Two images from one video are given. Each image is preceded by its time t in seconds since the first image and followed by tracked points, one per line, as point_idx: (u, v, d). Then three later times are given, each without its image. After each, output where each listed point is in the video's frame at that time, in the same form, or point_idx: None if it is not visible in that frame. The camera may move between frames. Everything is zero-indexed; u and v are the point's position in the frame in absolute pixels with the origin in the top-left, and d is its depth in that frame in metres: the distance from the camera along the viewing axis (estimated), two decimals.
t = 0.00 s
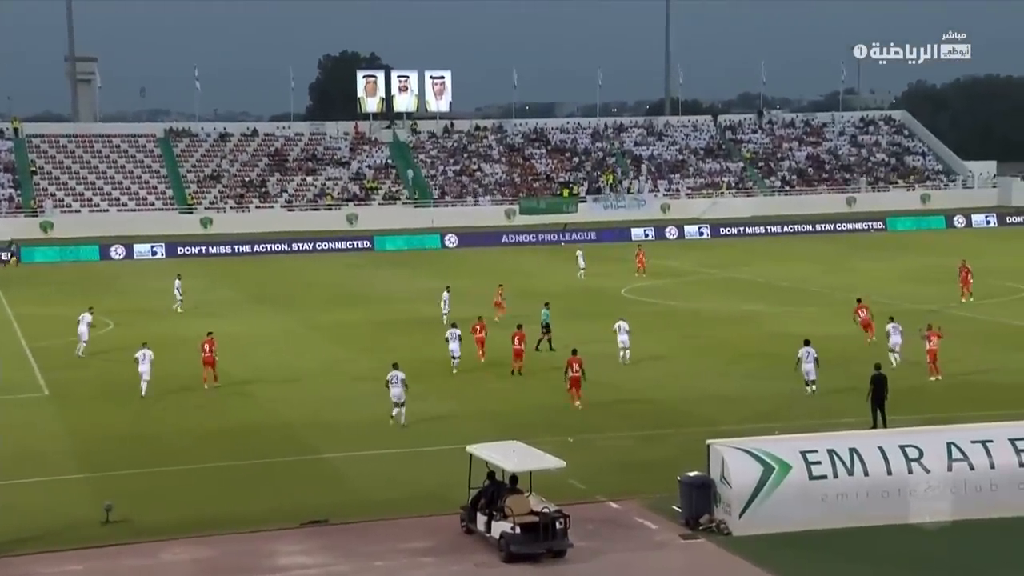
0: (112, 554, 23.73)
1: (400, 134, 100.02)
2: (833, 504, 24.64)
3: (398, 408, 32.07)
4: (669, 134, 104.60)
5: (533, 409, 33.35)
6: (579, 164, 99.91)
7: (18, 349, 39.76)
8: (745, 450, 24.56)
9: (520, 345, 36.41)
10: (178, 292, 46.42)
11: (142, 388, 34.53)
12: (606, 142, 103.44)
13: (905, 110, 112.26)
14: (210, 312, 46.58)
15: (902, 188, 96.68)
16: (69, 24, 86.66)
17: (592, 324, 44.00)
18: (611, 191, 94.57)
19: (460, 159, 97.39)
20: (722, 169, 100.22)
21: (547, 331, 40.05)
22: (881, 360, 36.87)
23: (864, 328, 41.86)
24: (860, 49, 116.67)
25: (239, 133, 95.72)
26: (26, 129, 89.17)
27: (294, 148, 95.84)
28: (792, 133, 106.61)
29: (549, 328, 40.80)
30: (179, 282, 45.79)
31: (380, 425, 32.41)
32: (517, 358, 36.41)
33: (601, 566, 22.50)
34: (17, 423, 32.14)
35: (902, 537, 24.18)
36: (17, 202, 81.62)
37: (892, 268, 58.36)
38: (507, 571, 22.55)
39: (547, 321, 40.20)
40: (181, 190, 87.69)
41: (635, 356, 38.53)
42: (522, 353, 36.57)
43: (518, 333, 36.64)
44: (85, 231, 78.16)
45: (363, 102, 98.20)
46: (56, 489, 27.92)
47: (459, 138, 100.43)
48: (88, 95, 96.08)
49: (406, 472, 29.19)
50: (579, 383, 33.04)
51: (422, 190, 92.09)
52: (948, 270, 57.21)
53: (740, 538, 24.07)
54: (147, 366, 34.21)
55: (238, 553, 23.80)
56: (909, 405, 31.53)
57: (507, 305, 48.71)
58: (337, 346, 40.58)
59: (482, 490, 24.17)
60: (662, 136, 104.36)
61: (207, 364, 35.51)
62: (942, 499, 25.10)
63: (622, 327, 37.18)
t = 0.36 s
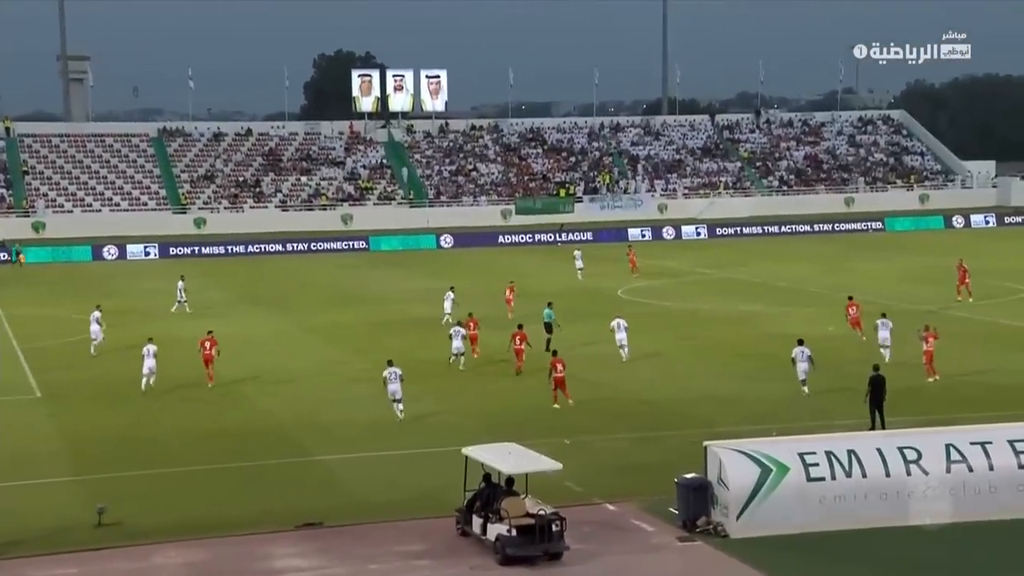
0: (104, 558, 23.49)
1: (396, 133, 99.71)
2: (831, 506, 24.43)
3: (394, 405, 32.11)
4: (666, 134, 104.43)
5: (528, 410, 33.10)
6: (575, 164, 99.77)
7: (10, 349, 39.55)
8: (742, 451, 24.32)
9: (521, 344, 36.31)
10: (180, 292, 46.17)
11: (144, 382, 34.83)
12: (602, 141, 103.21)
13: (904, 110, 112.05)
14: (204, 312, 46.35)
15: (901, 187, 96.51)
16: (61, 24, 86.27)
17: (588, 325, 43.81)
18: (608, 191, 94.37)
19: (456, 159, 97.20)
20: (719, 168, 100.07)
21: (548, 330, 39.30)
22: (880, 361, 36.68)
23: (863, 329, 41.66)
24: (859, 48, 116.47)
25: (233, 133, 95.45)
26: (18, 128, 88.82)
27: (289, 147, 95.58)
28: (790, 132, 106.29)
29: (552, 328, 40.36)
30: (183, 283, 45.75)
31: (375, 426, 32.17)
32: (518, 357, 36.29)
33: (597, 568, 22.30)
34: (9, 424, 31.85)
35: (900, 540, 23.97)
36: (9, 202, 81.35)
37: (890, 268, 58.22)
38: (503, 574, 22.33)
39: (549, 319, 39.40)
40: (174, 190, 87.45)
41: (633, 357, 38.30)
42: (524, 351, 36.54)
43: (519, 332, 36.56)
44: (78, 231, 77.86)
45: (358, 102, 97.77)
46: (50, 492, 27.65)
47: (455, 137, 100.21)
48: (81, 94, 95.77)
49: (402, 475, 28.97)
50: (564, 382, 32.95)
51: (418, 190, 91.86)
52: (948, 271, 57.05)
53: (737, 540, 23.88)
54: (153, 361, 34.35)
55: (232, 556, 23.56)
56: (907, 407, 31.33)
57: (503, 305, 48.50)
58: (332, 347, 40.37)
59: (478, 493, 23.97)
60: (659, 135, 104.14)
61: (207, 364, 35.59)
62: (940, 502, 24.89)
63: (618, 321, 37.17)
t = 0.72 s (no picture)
0: (95, 559, 23.24)
1: (390, 131, 99.40)
2: (828, 507, 24.24)
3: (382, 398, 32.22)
4: (662, 131, 104.25)
5: (523, 409, 32.83)
6: (571, 162, 99.54)
7: None
8: (739, 451, 24.11)
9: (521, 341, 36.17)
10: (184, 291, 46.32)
11: (153, 376, 35.44)
12: (598, 139, 102.98)
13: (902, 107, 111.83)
14: (194, 312, 46.01)
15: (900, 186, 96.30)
16: (51, 21, 85.84)
17: (583, 324, 43.60)
18: (603, 189, 94.21)
19: (450, 157, 96.93)
20: (716, 167, 99.98)
21: (547, 330, 38.94)
22: (878, 361, 36.54)
23: (861, 329, 41.49)
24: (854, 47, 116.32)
25: (225, 131, 95.05)
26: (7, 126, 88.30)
27: (282, 145, 95.26)
28: (786, 130, 106.24)
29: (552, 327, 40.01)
30: (183, 281, 45.64)
31: (368, 427, 31.90)
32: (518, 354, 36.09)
33: (593, 569, 22.09)
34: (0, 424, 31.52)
35: (898, 540, 23.80)
36: None
37: (887, 268, 58.06)
38: None
39: (548, 318, 39.08)
40: (166, 189, 87.07)
41: (627, 357, 38.06)
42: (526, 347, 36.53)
43: (520, 329, 36.41)
44: (68, 229, 77.44)
45: (352, 99, 97.57)
46: (42, 493, 27.35)
47: (449, 135, 99.93)
48: (71, 92, 95.37)
49: (397, 476, 28.70)
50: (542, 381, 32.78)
51: (412, 189, 91.62)
52: (944, 270, 56.92)
53: (734, 541, 23.69)
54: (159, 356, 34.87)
55: (224, 558, 23.31)
56: (905, 407, 31.18)
57: (497, 305, 48.23)
58: (325, 347, 40.12)
59: (472, 493, 23.77)
60: (654, 133, 103.92)
61: (205, 361, 35.65)
62: (938, 502, 24.71)
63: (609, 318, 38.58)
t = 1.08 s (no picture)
0: (102, 564, 22.86)
1: (400, 130, 98.98)
2: (845, 511, 23.77)
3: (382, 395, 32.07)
4: (676, 130, 103.81)
5: (534, 409, 32.35)
6: (584, 161, 99.06)
7: (6, 350, 39.01)
8: (755, 455, 23.63)
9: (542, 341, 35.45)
10: (201, 292, 45.87)
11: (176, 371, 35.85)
12: (611, 138, 102.54)
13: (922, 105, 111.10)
14: (202, 313, 45.68)
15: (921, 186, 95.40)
16: (58, 19, 85.61)
17: (597, 325, 43.18)
18: (618, 189, 93.78)
19: (461, 156, 96.55)
20: (731, 166, 99.39)
21: (564, 331, 38.55)
22: (896, 364, 36.06)
23: (878, 330, 41.02)
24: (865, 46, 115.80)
25: (234, 130, 94.77)
26: (13, 125, 88.14)
27: (291, 144, 94.95)
28: (803, 129, 105.90)
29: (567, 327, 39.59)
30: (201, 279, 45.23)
31: (376, 427, 31.45)
32: (540, 354, 35.28)
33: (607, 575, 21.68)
34: (4, 426, 31.12)
35: (917, 546, 23.35)
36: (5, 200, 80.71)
37: (905, 269, 57.52)
38: None
39: (564, 319, 38.76)
40: (175, 188, 86.75)
41: (640, 358, 37.60)
42: (546, 345, 35.80)
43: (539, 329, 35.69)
44: (75, 229, 77.15)
45: (361, 98, 97.26)
46: (47, 497, 26.98)
47: (460, 134, 99.54)
48: (79, 90, 95.15)
49: (407, 478, 28.32)
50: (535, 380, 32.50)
51: (423, 188, 91.24)
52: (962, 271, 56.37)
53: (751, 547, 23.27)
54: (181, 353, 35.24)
55: (232, 562, 22.94)
56: (924, 409, 30.73)
57: (508, 306, 47.79)
58: (335, 348, 39.76)
59: (484, 497, 23.38)
60: (669, 132, 103.50)
61: (217, 357, 35.68)
62: (957, 507, 24.25)
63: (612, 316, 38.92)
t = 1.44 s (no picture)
0: (113, 568, 22.25)
1: (416, 126, 98.24)
2: (875, 518, 23.00)
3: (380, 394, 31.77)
4: (699, 126, 103.04)
5: (553, 411, 31.63)
6: (605, 158, 98.25)
7: (15, 350, 38.48)
8: (781, 460, 22.87)
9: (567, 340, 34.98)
10: (220, 291, 45.15)
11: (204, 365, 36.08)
12: (632, 134, 101.77)
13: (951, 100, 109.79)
14: (213, 313, 45.05)
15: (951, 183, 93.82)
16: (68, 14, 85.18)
17: (617, 325, 42.45)
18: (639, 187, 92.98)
19: (479, 152, 95.82)
20: (756, 162, 98.31)
21: (582, 329, 37.82)
22: (925, 365, 35.25)
23: (906, 331, 40.20)
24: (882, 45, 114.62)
25: (247, 126, 94.38)
26: (23, 121, 87.68)
27: (305, 141, 94.48)
28: (829, 125, 105.01)
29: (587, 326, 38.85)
30: (221, 279, 44.70)
31: (392, 429, 30.77)
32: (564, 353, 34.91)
33: None
34: (14, 427, 30.53)
35: (950, 553, 22.56)
36: (14, 197, 80.22)
37: (931, 268, 56.60)
38: None
39: (584, 318, 37.97)
40: (186, 185, 86.24)
41: (661, 360, 36.82)
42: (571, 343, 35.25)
43: (564, 328, 35.18)
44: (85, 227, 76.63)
45: (377, 93, 97.62)
46: (57, 501, 26.38)
47: (478, 130, 98.84)
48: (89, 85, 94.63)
49: (424, 482, 27.66)
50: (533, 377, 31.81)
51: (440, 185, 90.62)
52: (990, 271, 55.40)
53: (778, 553, 22.53)
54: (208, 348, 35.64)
55: (244, 568, 22.29)
56: (956, 412, 29.94)
57: (526, 305, 47.06)
58: (349, 348, 39.13)
59: (503, 502, 22.71)
60: (692, 128, 102.72)
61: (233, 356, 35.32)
62: (991, 513, 23.43)
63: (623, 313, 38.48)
